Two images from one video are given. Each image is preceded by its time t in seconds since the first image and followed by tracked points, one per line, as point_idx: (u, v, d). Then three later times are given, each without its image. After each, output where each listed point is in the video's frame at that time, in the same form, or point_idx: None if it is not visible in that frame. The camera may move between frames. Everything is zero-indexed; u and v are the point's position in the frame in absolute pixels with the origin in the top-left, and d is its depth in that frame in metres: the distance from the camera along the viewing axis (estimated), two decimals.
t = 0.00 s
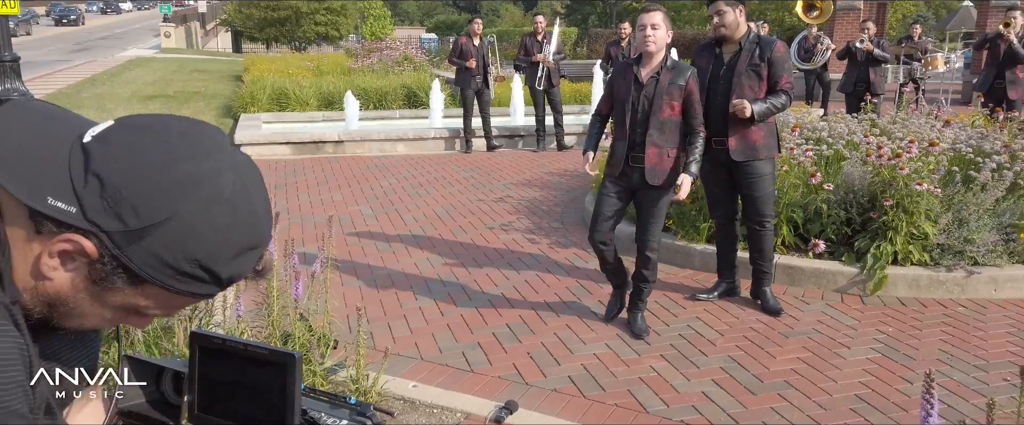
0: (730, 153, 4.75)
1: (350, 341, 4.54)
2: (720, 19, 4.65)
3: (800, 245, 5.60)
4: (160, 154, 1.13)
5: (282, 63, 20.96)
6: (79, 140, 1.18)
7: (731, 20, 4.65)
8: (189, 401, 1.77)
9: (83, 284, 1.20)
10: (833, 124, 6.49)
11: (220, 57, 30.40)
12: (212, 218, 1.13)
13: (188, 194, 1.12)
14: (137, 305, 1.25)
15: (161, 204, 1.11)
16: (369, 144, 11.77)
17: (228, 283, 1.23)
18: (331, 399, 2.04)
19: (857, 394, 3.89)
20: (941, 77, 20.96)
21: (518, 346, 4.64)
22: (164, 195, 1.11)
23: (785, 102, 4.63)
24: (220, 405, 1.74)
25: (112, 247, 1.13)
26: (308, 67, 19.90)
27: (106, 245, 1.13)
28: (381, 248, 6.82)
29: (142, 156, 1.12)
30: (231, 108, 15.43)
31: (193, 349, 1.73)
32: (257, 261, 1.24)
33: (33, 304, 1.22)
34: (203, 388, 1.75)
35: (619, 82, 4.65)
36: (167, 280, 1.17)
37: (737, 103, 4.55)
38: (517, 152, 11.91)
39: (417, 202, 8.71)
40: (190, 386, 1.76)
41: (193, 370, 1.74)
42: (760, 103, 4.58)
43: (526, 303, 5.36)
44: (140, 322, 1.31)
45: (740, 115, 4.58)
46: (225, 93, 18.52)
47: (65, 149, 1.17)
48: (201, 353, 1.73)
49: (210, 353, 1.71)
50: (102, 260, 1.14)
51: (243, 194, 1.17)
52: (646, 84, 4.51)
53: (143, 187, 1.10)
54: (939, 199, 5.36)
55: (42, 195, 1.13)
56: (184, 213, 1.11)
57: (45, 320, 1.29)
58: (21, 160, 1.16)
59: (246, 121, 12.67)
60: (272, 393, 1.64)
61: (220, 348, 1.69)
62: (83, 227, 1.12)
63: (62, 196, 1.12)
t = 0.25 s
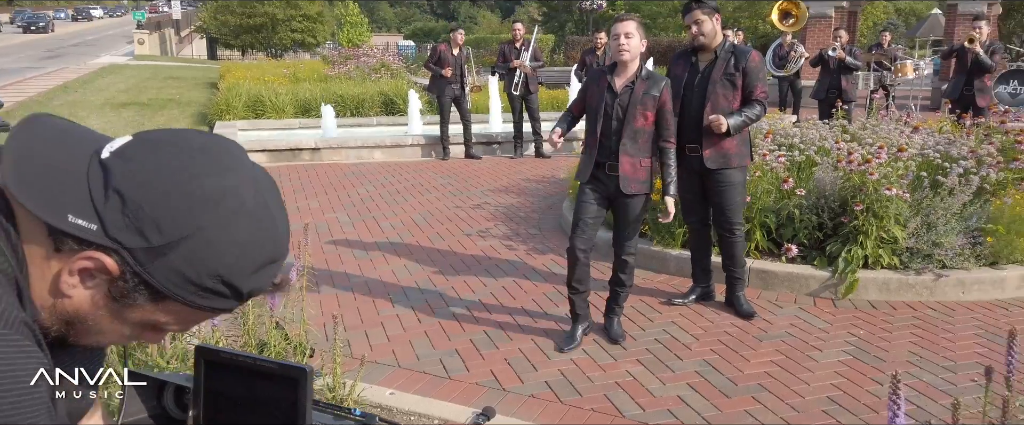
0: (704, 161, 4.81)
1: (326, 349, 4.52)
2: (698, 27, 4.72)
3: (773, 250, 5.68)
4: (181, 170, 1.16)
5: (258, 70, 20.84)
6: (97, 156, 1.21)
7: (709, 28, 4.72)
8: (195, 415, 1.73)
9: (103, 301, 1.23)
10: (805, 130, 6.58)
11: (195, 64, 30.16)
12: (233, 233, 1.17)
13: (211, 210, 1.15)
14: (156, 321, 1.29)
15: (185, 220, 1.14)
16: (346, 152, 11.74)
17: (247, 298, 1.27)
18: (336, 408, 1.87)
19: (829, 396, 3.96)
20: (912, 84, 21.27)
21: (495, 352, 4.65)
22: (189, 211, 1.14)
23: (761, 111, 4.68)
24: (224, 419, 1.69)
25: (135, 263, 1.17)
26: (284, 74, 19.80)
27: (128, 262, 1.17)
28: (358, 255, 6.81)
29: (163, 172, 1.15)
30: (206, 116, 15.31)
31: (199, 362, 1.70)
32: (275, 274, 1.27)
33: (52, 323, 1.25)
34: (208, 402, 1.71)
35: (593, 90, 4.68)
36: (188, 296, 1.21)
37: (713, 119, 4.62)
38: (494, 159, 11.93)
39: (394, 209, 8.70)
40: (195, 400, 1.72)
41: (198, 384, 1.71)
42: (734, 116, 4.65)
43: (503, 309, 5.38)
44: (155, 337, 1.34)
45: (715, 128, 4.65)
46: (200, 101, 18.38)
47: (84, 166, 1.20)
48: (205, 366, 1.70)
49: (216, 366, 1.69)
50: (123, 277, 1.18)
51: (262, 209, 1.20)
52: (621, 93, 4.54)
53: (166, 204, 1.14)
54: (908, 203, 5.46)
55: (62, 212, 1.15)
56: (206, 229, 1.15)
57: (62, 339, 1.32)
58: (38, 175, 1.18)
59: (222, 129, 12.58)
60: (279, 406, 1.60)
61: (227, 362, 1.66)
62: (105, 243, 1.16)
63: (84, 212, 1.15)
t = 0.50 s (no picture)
0: (671, 166, 4.85)
1: (289, 357, 4.46)
2: (664, 32, 4.76)
3: (734, 253, 5.76)
4: (187, 178, 1.10)
5: (218, 75, 20.55)
6: (96, 162, 1.14)
7: (675, 32, 4.77)
8: None
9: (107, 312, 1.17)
10: (765, 135, 6.68)
11: (153, 69, 29.65)
12: (241, 242, 1.12)
13: (219, 219, 1.10)
14: (156, 332, 1.23)
15: (194, 230, 1.09)
16: (309, 158, 11.62)
17: (249, 306, 1.22)
18: None
19: (789, 396, 4.02)
20: (869, 89, 21.70)
21: (460, 358, 4.64)
22: (197, 219, 1.09)
23: (727, 115, 4.77)
24: None
25: (139, 274, 1.11)
26: (245, 80, 19.57)
27: (133, 272, 1.11)
28: (321, 262, 6.74)
29: (168, 179, 1.09)
30: (165, 122, 15.05)
31: (189, 375, 1.65)
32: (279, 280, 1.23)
33: (50, 336, 1.18)
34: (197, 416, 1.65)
35: (555, 94, 4.66)
36: (192, 305, 1.16)
37: (680, 120, 4.66)
38: (460, 164, 11.91)
39: (358, 215, 8.64)
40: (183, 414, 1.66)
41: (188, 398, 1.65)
42: (701, 118, 4.71)
43: (468, 315, 5.36)
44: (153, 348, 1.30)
45: (682, 132, 4.69)
46: (158, 106, 18.07)
47: (80, 172, 1.12)
48: (196, 378, 1.65)
49: (206, 378, 1.63)
50: (129, 289, 1.12)
51: (267, 215, 1.16)
52: (586, 98, 4.56)
53: (172, 213, 1.08)
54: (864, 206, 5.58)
55: (63, 221, 1.08)
56: (216, 239, 1.10)
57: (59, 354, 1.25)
58: (33, 183, 1.10)
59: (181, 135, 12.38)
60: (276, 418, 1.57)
61: (221, 374, 1.61)
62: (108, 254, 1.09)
63: (86, 222, 1.09)
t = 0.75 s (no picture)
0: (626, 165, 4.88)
1: (231, 366, 4.37)
2: (614, 33, 4.83)
3: (677, 252, 5.86)
4: (157, 183, 1.12)
5: (155, 79, 19.97)
6: (63, 170, 1.16)
7: (624, 34, 4.85)
8: None
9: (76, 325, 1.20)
10: (707, 136, 6.80)
11: (85, 72, 28.62)
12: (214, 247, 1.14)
13: (190, 224, 1.12)
14: (127, 342, 1.25)
15: (166, 235, 1.11)
16: (251, 163, 11.39)
17: (224, 313, 1.24)
18: None
19: (731, 391, 4.11)
20: (805, 91, 22.33)
21: (407, 362, 4.61)
22: (168, 225, 1.11)
23: (680, 115, 4.83)
24: None
25: (109, 282, 1.13)
26: (183, 83, 19.07)
27: (104, 281, 1.13)
28: (265, 269, 6.62)
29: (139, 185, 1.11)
30: (98, 127, 14.56)
31: (157, 389, 1.68)
32: (253, 287, 1.26)
33: (17, 349, 1.22)
34: None
35: (498, 97, 4.69)
36: (167, 313, 1.18)
37: (635, 120, 4.69)
38: (406, 168, 11.83)
39: (302, 221, 8.51)
40: None
41: (156, 412, 1.69)
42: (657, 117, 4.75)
43: (415, 319, 5.34)
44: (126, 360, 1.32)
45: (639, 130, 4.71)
46: (91, 111, 17.46)
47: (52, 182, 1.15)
48: (164, 393, 1.68)
49: (175, 393, 1.67)
50: (98, 298, 1.14)
51: (241, 221, 1.18)
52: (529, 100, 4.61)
53: (143, 220, 1.10)
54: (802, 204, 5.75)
55: (33, 230, 1.12)
56: (186, 245, 1.12)
57: (27, 366, 1.27)
58: (5, 197, 1.14)
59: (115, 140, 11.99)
60: None
61: (190, 387, 1.65)
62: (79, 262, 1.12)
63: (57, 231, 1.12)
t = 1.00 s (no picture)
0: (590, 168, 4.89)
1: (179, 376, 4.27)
2: (576, 36, 4.85)
3: (630, 252, 5.93)
4: (140, 198, 1.15)
5: (96, 82, 19.40)
6: (39, 185, 1.20)
7: (586, 36, 4.87)
8: None
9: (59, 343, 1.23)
10: (658, 138, 6.89)
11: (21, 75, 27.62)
12: (201, 259, 1.18)
13: (176, 239, 1.16)
14: (109, 361, 1.29)
15: (152, 251, 1.15)
16: (199, 167, 11.15)
17: (210, 325, 1.29)
18: None
19: (684, 389, 4.17)
20: (753, 94, 22.79)
21: (362, 368, 4.56)
22: (155, 241, 1.15)
23: (642, 117, 4.87)
24: None
25: (95, 300, 1.17)
26: (127, 86, 18.57)
27: (90, 299, 1.17)
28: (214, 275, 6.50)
29: (123, 202, 1.15)
30: (37, 132, 14.08)
31: (128, 405, 1.60)
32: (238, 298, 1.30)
33: None
34: None
35: (449, 101, 4.68)
36: (154, 329, 1.22)
37: (602, 123, 4.75)
38: (359, 172, 11.71)
39: (252, 226, 8.36)
40: None
41: None
42: (622, 120, 4.82)
43: (370, 324, 5.29)
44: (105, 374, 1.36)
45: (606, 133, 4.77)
46: (28, 116, 16.87)
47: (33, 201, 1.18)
48: (137, 409, 1.61)
49: (150, 409, 1.60)
50: (82, 317, 1.18)
51: (227, 234, 1.22)
52: (478, 101, 4.62)
53: (128, 236, 1.14)
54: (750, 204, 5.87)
55: (11, 250, 1.14)
56: (172, 260, 1.16)
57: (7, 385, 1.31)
58: None
59: (56, 145, 11.62)
60: None
61: (165, 404, 1.58)
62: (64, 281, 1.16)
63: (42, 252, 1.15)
